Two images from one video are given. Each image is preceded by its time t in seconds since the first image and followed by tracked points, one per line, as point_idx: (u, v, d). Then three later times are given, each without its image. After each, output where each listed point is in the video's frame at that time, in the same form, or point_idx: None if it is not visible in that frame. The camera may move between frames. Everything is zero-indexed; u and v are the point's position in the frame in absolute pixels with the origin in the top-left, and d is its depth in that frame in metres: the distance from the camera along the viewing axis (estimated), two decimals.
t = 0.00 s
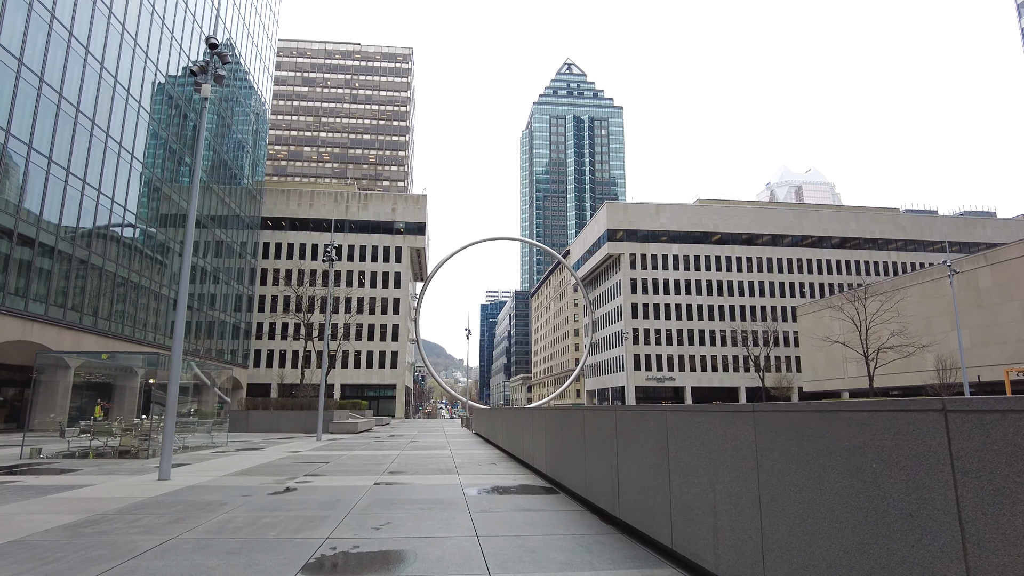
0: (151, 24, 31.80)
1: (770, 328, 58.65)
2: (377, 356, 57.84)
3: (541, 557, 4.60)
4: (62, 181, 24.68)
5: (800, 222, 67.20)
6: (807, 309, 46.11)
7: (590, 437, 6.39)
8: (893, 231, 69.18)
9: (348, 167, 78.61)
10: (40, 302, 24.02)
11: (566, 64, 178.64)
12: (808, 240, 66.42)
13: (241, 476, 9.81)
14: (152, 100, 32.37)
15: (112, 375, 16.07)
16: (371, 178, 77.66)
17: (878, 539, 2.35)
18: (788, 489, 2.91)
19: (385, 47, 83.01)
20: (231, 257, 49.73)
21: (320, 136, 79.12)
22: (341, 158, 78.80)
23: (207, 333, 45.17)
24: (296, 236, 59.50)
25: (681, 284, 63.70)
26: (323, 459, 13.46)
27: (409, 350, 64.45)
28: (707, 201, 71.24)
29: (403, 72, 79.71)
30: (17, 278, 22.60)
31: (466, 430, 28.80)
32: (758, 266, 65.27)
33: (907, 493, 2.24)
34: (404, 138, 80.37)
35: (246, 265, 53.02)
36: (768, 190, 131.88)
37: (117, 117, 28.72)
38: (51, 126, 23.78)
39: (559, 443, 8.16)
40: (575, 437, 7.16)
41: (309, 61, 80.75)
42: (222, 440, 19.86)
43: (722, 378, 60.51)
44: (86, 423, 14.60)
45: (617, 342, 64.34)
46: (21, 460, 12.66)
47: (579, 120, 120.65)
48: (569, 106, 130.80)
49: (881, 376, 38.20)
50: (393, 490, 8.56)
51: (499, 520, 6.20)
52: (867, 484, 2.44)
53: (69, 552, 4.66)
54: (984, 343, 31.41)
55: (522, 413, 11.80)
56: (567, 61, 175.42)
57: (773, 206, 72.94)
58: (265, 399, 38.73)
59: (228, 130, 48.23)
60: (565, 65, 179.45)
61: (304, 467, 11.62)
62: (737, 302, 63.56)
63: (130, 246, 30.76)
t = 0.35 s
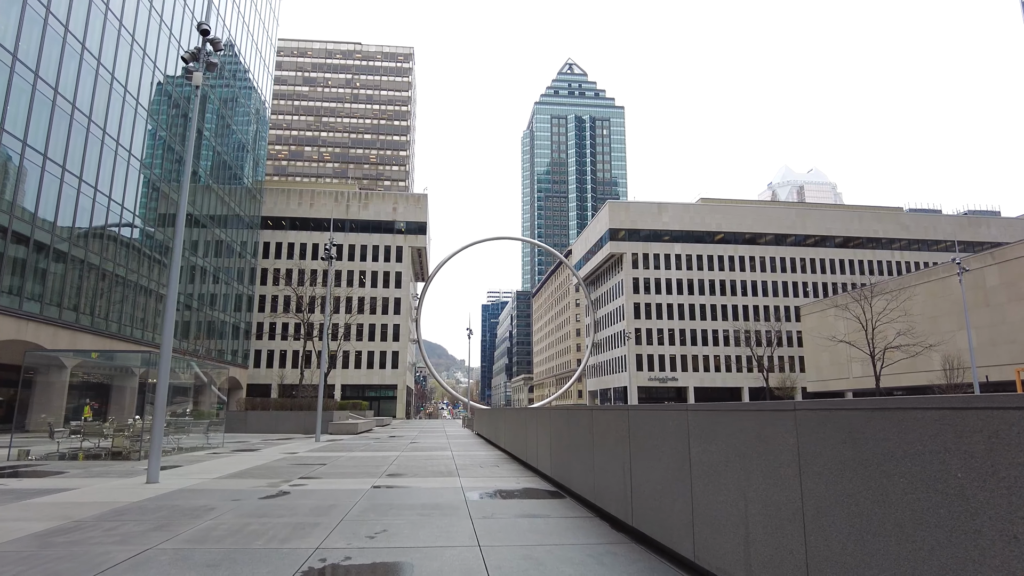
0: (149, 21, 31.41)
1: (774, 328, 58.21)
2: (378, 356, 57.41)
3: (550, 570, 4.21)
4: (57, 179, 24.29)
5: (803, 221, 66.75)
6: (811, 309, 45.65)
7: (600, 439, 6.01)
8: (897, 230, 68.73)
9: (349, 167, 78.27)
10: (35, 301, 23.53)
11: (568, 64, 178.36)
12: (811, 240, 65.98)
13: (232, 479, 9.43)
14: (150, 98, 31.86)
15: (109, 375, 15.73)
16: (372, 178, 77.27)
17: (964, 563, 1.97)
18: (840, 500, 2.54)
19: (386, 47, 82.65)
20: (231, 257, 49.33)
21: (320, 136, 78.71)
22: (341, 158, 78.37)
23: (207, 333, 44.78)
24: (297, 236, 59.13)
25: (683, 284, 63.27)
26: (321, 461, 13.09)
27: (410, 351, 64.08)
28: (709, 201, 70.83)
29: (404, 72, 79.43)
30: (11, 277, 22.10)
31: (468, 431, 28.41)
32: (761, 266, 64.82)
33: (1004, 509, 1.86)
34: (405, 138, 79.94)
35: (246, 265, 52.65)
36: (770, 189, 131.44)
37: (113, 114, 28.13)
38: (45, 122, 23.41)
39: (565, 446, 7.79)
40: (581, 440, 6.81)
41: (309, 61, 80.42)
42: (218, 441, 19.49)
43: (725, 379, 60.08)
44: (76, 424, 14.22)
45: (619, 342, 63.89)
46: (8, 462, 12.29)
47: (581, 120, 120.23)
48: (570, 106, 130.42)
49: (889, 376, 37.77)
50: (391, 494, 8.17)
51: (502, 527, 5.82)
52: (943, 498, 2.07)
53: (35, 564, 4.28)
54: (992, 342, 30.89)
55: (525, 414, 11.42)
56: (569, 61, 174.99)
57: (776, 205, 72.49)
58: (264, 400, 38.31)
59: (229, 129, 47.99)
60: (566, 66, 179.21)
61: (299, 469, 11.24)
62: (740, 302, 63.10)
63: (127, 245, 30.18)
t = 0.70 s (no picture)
0: (146, 13, 30.86)
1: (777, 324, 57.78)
2: (379, 352, 57.08)
3: None
4: (52, 172, 23.75)
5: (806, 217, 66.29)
6: (815, 305, 45.18)
7: (608, 435, 5.64)
8: (901, 226, 68.25)
9: (350, 162, 77.85)
10: (29, 295, 23.03)
11: (569, 60, 177.84)
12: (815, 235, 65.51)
13: (223, 477, 9.04)
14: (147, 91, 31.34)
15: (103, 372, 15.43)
16: (373, 173, 76.78)
17: None
18: (908, 510, 2.16)
19: (387, 41, 82.11)
20: (231, 252, 48.95)
21: (321, 131, 78.24)
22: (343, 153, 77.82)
23: (207, 329, 44.45)
24: (297, 232, 58.82)
25: (686, 280, 62.86)
26: (318, 458, 12.71)
27: (411, 347, 63.77)
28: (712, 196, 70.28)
29: (405, 67, 78.96)
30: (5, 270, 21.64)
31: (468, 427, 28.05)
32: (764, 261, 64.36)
33: None
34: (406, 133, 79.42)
35: (246, 260, 52.25)
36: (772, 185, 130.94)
37: (109, 107, 27.50)
38: (39, 114, 22.83)
39: (570, 442, 7.42)
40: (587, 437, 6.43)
41: (310, 56, 79.89)
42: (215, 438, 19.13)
43: (728, 375, 59.68)
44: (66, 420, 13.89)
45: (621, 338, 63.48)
46: None
47: (582, 115, 119.74)
48: (572, 102, 129.85)
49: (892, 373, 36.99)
50: (387, 493, 7.79)
51: (504, 530, 5.43)
52: None
53: None
54: (1000, 337, 30.45)
55: (527, 410, 11.05)
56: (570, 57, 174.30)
57: (779, 200, 72.01)
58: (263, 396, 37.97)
59: (229, 125, 47.80)
60: (568, 61, 178.43)
61: (294, 467, 10.86)
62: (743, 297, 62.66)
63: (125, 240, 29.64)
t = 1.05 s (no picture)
0: (144, 10, 30.42)
1: (781, 324, 57.36)
2: (380, 352, 56.81)
3: None
4: (47, 170, 23.28)
5: (810, 216, 65.84)
6: (820, 304, 44.70)
7: (621, 439, 5.27)
8: (905, 224, 67.73)
9: (351, 162, 77.51)
10: (25, 295, 22.57)
11: (571, 60, 177.89)
12: (818, 235, 65.15)
13: (214, 483, 8.64)
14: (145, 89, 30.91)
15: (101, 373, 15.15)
16: (375, 173, 76.48)
17: None
18: (1019, 541, 1.78)
19: (387, 41, 81.85)
20: (232, 252, 48.68)
21: (322, 131, 77.96)
22: (344, 153, 77.50)
23: (207, 329, 44.15)
24: (297, 231, 58.63)
25: (689, 279, 62.42)
26: (314, 461, 12.30)
27: (412, 347, 63.37)
28: (715, 195, 69.84)
29: (406, 66, 78.70)
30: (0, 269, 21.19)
31: (470, 428, 27.69)
32: (767, 261, 63.97)
33: None
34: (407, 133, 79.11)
35: (247, 260, 51.95)
36: (774, 185, 130.51)
37: (106, 105, 27.05)
38: (34, 111, 22.37)
39: (577, 447, 7.03)
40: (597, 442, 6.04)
41: (311, 56, 79.68)
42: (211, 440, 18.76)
43: (731, 375, 59.29)
44: (56, 422, 13.53)
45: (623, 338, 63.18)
46: None
47: (584, 115, 119.36)
48: (573, 102, 129.64)
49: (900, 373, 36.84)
50: (385, 500, 7.39)
51: (508, 543, 5.04)
52: None
53: None
54: (1009, 337, 29.97)
55: (530, 412, 10.69)
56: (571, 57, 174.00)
57: (782, 199, 71.61)
58: (264, 396, 37.67)
59: (230, 125, 47.66)
60: (569, 62, 178.11)
61: (289, 471, 10.47)
62: (746, 297, 62.25)
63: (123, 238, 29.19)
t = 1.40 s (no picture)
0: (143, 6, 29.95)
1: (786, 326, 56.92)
2: (382, 353, 56.46)
3: None
4: (44, 168, 22.90)
5: (813, 216, 65.44)
6: (824, 305, 44.24)
7: (637, 442, 4.90)
8: (909, 225, 67.31)
9: (353, 162, 77.21)
10: (21, 294, 22.14)
11: (573, 61, 177.85)
12: (822, 236, 64.73)
13: (205, 488, 8.25)
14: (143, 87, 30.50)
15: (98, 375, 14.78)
16: (376, 173, 76.18)
17: None
18: None
19: (389, 42, 81.65)
20: (233, 252, 48.37)
21: (324, 132, 77.70)
22: (345, 154, 77.19)
23: (208, 330, 43.80)
24: (298, 232, 58.36)
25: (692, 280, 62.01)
26: (311, 465, 11.90)
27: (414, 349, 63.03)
28: (718, 196, 69.52)
29: (408, 67, 78.46)
30: None
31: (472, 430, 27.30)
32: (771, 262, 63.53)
33: None
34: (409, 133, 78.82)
35: (247, 261, 51.65)
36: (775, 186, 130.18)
37: (104, 102, 26.62)
38: (31, 108, 22.00)
39: (586, 451, 6.66)
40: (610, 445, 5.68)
41: (313, 57, 79.50)
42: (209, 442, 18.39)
43: (734, 377, 58.83)
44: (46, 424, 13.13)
45: (626, 339, 62.77)
46: None
47: (585, 116, 119.10)
48: (575, 103, 129.42)
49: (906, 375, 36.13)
50: (384, 507, 6.98)
51: (517, 555, 4.66)
52: None
53: None
54: (1019, 338, 29.46)
55: (536, 415, 10.31)
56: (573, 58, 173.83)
57: (785, 200, 71.22)
58: (264, 397, 37.29)
59: (231, 126, 47.55)
60: (571, 62, 177.77)
61: (285, 475, 10.07)
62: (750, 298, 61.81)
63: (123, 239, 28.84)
